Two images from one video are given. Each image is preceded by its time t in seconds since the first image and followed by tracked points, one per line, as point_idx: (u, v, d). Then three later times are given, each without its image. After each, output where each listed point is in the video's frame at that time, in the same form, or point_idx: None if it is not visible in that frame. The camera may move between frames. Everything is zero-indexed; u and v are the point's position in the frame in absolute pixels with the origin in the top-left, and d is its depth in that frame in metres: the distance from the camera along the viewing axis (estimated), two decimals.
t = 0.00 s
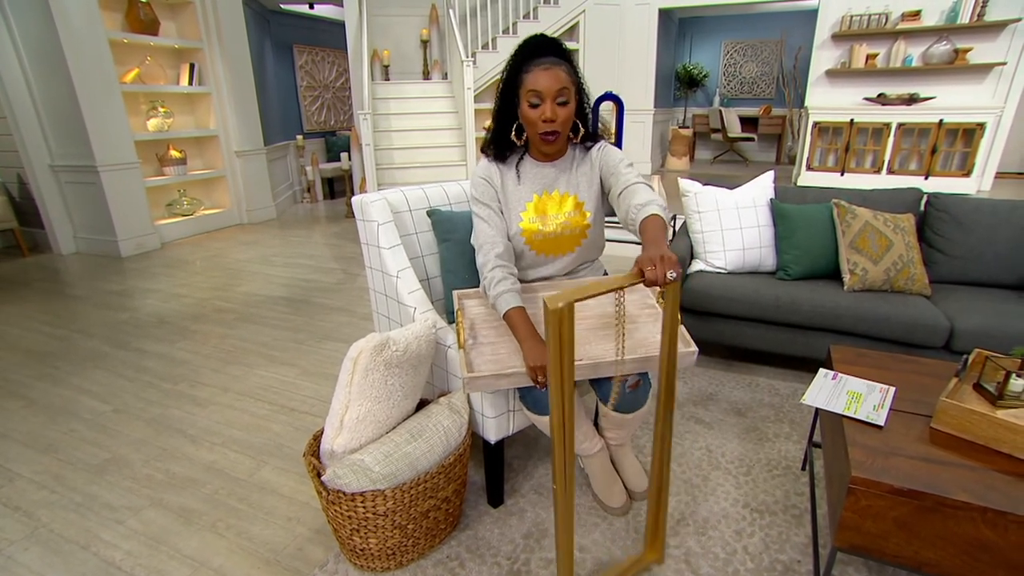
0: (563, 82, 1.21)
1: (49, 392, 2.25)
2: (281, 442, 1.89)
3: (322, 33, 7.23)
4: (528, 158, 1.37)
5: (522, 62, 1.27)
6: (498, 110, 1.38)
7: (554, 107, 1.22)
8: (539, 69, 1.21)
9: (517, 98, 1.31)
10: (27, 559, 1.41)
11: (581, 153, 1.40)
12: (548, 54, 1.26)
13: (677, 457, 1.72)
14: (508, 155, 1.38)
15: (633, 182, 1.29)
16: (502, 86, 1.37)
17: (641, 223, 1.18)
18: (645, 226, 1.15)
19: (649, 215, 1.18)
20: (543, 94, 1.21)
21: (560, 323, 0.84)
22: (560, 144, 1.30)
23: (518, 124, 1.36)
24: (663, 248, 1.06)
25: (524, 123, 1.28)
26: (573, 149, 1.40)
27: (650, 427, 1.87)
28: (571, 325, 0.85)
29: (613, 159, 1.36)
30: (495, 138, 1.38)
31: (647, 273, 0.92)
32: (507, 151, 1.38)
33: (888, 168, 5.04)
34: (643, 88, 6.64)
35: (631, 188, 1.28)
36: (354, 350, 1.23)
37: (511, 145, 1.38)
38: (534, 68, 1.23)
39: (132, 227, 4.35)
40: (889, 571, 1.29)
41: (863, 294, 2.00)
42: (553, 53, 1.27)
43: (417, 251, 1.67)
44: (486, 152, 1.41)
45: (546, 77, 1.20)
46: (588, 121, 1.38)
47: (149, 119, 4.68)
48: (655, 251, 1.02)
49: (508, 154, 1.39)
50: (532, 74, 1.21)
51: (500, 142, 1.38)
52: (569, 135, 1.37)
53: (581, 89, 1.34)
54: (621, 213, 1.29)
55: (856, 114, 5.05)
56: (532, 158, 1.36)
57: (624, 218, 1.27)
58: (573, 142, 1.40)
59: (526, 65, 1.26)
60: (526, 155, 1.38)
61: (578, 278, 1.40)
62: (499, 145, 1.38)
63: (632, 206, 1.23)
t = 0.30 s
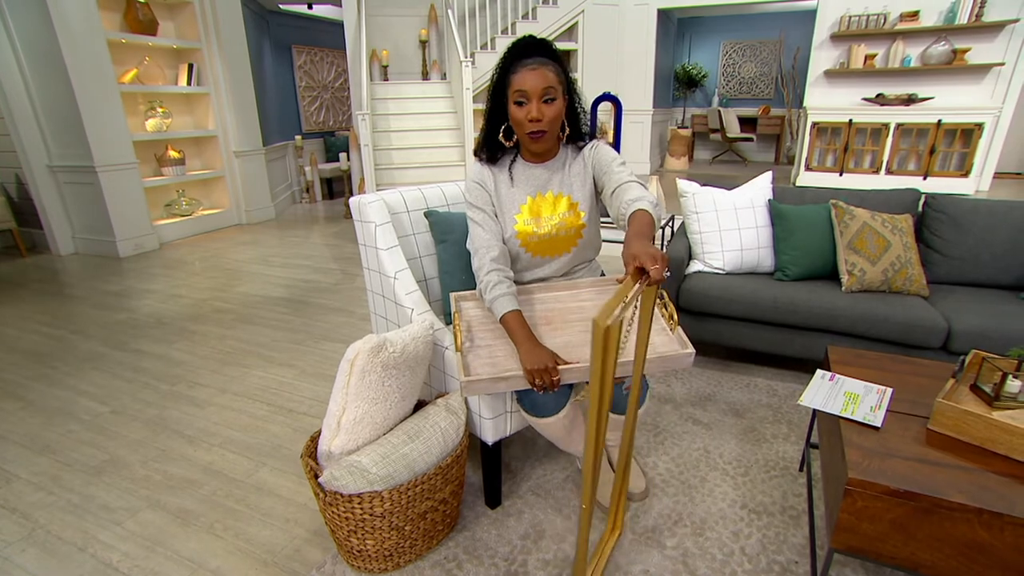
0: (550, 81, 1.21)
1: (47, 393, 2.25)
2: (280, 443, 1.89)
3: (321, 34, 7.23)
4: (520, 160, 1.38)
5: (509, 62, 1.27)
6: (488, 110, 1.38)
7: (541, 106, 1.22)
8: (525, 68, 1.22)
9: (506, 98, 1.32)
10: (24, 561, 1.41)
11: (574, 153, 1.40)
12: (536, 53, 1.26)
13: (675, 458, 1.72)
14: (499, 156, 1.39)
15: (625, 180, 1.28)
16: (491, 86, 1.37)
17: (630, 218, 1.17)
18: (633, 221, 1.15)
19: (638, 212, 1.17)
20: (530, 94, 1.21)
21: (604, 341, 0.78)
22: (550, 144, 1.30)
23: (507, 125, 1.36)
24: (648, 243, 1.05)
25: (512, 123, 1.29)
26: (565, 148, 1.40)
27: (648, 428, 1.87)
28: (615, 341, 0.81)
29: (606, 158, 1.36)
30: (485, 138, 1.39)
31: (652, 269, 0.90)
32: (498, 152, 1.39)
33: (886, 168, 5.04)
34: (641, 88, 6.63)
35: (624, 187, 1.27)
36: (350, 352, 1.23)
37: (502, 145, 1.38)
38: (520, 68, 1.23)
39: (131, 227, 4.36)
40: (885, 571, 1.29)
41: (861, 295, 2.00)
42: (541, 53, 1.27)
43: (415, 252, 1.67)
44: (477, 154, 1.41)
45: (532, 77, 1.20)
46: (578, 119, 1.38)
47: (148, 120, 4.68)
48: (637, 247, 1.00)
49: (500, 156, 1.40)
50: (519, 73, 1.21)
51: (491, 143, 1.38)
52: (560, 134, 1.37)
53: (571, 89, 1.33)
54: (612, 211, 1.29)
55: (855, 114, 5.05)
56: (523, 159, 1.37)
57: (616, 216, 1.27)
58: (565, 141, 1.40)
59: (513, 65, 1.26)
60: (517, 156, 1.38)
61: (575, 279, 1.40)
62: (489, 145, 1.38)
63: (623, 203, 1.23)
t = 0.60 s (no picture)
0: (554, 87, 1.21)
1: (43, 395, 2.24)
2: (276, 445, 1.88)
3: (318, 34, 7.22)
4: (519, 161, 1.37)
5: (510, 67, 1.26)
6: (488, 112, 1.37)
7: (545, 113, 1.22)
8: (528, 74, 1.21)
9: (506, 102, 1.31)
10: (18, 564, 1.40)
11: (572, 155, 1.40)
12: (537, 57, 1.26)
13: (672, 458, 1.73)
14: (499, 159, 1.38)
15: (624, 185, 1.29)
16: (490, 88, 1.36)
17: (630, 223, 1.17)
18: (633, 225, 1.15)
19: (639, 217, 1.18)
20: (534, 100, 1.21)
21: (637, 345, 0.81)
22: (552, 148, 1.31)
23: (508, 128, 1.35)
24: (651, 248, 1.04)
25: (515, 129, 1.29)
26: (564, 150, 1.40)
27: (645, 429, 1.88)
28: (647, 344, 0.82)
29: (604, 162, 1.37)
30: (485, 142, 1.38)
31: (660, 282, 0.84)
32: (498, 155, 1.38)
33: (883, 169, 5.05)
34: (639, 88, 6.63)
35: (623, 192, 1.28)
36: (346, 354, 1.22)
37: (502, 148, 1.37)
38: (523, 73, 1.22)
39: (127, 228, 4.34)
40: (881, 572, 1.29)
41: (857, 295, 2.00)
42: (541, 57, 1.27)
43: (411, 253, 1.67)
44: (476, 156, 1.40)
45: (537, 83, 1.20)
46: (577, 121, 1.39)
47: (144, 120, 4.66)
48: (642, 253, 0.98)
49: (499, 158, 1.39)
50: (523, 80, 1.21)
51: (491, 147, 1.38)
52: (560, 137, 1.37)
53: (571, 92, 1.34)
54: (611, 215, 1.29)
55: (851, 114, 5.06)
56: (522, 161, 1.36)
57: (615, 220, 1.27)
58: (564, 143, 1.40)
59: (515, 70, 1.25)
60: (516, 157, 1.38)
61: (572, 281, 1.40)
62: (489, 147, 1.38)
63: (623, 208, 1.23)
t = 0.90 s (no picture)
0: (571, 99, 1.22)
1: (34, 397, 2.23)
2: (269, 447, 1.87)
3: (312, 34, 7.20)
4: (521, 163, 1.37)
5: (524, 75, 1.24)
6: (491, 118, 1.34)
7: (564, 126, 1.23)
8: (547, 86, 1.20)
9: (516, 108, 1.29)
10: (8, 568, 1.39)
11: (571, 156, 1.41)
12: (549, 66, 1.26)
13: (666, 458, 1.73)
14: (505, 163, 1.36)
15: (625, 187, 1.31)
16: (492, 93, 1.32)
17: (631, 228, 1.20)
18: (635, 229, 1.17)
19: (641, 219, 1.20)
20: (553, 113, 1.21)
21: (635, 342, 0.82)
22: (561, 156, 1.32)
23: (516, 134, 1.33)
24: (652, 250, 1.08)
25: (529, 138, 1.27)
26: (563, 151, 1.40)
27: (639, 429, 1.88)
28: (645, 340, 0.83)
29: (603, 163, 1.38)
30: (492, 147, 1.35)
31: (653, 283, 0.85)
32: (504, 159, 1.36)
33: (876, 169, 5.07)
34: (633, 88, 6.64)
35: (624, 193, 1.29)
36: (339, 355, 1.22)
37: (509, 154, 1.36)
38: (541, 84, 1.21)
39: (120, 229, 4.32)
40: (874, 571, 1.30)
41: (849, 295, 2.01)
42: (550, 66, 1.27)
43: (405, 254, 1.67)
44: (480, 159, 1.37)
45: (557, 96, 1.20)
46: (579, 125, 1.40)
47: (137, 121, 4.64)
48: (641, 257, 1.01)
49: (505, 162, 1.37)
50: (543, 92, 1.20)
51: (497, 152, 1.35)
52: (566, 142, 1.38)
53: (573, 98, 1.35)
54: (613, 216, 1.31)
55: (844, 115, 5.09)
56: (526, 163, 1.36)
57: (617, 222, 1.29)
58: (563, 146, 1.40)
59: (529, 78, 1.23)
60: (519, 160, 1.37)
61: (566, 282, 1.40)
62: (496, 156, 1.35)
63: (625, 209, 1.25)
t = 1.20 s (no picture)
0: (568, 104, 1.22)
1: (21, 401, 2.20)
2: (261, 449, 1.86)
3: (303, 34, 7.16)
4: (517, 165, 1.37)
5: (520, 80, 1.23)
6: (485, 122, 1.32)
7: (562, 132, 1.23)
8: (544, 93, 1.20)
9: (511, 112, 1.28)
10: None
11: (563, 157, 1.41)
12: (545, 71, 1.25)
13: (658, 458, 1.73)
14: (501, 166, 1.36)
15: (620, 184, 1.31)
16: (486, 97, 1.30)
17: (629, 221, 1.21)
18: (633, 225, 1.18)
19: (637, 215, 1.20)
20: (552, 120, 1.21)
21: (625, 339, 0.83)
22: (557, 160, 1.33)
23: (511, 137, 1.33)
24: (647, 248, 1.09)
25: (525, 142, 1.28)
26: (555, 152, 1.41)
27: (631, 428, 1.88)
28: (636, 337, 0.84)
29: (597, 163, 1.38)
30: (486, 150, 1.34)
31: (643, 282, 0.86)
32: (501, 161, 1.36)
33: (866, 168, 5.11)
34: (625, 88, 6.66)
35: (619, 190, 1.30)
36: (330, 357, 1.22)
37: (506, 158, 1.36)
38: (538, 90, 1.21)
39: (109, 231, 4.28)
40: (864, 568, 1.31)
41: (840, 294, 2.03)
42: (546, 70, 1.26)
43: (396, 255, 1.66)
44: (474, 162, 1.36)
45: (555, 103, 1.20)
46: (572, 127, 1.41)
47: (126, 121, 4.60)
48: (632, 257, 1.04)
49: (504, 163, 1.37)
50: (540, 98, 1.20)
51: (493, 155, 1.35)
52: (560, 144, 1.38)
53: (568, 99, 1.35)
54: (609, 214, 1.31)
55: (834, 115, 5.12)
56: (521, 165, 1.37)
57: (614, 219, 1.29)
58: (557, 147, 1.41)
59: (526, 84, 1.22)
60: (515, 163, 1.38)
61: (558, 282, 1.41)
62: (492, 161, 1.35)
63: (620, 207, 1.26)
